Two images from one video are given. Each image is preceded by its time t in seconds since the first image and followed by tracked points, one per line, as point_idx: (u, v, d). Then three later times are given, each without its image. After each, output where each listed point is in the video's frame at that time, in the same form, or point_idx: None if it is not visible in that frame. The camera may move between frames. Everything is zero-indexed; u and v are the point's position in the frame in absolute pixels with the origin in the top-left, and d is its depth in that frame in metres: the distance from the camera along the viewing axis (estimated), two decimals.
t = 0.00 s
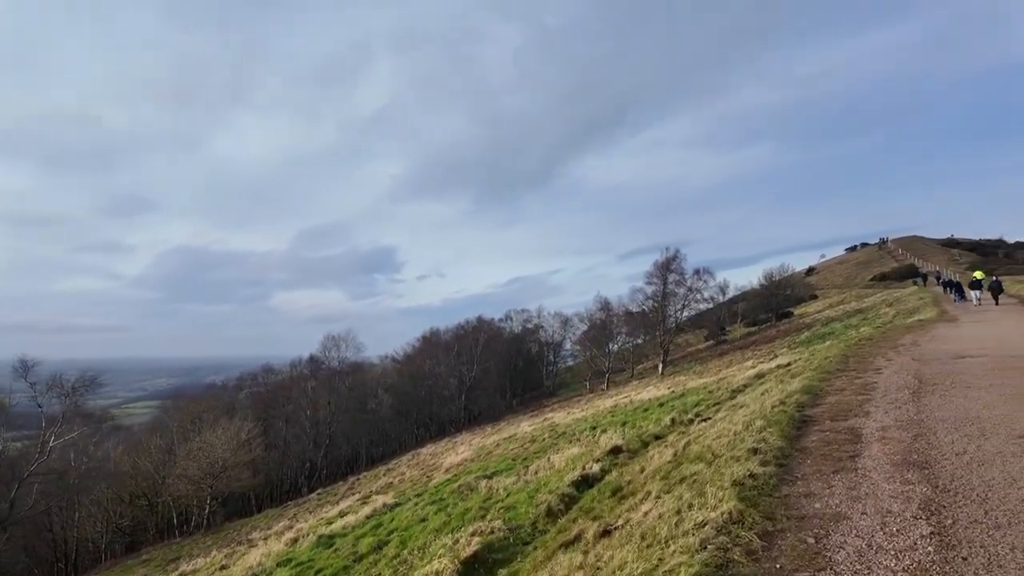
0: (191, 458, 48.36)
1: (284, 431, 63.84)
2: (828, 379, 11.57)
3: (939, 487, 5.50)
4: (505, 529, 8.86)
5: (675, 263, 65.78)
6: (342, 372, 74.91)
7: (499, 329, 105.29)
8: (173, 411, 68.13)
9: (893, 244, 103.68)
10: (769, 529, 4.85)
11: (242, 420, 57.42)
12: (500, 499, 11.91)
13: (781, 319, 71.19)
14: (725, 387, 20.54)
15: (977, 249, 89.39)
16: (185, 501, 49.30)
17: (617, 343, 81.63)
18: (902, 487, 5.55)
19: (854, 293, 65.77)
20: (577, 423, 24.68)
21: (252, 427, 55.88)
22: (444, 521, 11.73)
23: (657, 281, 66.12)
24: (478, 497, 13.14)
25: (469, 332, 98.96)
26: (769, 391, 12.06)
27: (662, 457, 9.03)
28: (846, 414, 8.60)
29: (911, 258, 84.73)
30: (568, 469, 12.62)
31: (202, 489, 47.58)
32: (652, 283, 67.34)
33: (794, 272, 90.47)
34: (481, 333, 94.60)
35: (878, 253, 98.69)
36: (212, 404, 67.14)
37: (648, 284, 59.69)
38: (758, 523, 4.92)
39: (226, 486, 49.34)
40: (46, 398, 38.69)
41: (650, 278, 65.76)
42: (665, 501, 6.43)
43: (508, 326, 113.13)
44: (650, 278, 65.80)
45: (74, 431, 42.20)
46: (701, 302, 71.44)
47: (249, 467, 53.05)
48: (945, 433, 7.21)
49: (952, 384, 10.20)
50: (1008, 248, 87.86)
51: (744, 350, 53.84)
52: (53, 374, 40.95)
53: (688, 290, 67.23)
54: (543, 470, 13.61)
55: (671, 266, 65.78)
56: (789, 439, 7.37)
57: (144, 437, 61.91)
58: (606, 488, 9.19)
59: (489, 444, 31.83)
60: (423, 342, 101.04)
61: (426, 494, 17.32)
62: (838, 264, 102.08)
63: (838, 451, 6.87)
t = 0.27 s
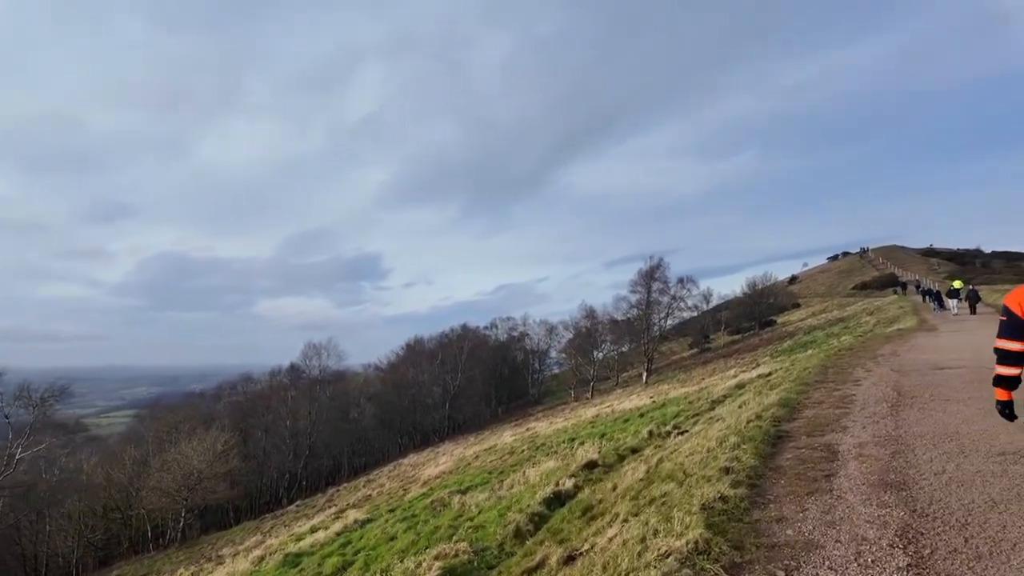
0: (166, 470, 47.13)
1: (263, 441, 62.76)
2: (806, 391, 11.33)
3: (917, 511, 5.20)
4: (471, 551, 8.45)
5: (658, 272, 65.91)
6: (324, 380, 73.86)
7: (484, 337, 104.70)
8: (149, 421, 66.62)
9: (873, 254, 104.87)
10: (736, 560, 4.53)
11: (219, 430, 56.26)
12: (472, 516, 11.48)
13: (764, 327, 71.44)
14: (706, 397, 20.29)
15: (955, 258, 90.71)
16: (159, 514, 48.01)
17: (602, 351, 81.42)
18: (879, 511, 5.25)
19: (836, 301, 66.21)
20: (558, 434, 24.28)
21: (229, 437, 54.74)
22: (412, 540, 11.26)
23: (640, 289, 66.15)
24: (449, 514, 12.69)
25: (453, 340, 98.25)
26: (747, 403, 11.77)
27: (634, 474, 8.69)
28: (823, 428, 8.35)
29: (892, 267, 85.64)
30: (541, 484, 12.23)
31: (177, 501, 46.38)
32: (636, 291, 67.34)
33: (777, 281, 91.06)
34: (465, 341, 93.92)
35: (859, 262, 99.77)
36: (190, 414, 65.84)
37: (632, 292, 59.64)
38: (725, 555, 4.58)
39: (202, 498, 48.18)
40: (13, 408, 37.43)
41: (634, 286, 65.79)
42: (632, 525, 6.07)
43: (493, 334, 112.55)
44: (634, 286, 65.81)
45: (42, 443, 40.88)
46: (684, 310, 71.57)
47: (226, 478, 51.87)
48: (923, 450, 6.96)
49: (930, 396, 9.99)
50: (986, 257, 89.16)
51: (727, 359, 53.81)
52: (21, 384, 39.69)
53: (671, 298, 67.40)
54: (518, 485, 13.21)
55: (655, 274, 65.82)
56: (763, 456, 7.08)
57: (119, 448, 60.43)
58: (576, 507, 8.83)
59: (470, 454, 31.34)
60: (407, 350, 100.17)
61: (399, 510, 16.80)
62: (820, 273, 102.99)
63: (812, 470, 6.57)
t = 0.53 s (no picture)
0: (144, 477, 46.09)
1: (245, 448, 61.99)
2: (792, 398, 11.05)
3: (909, 528, 4.88)
4: (443, 568, 8.06)
5: (646, 277, 65.96)
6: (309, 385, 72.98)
7: (471, 342, 104.19)
8: (130, 427, 65.41)
9: (859, 259, 105.75)
10: None
11: (200, 437, 55.24)
12: (447, 529, 11.09)
13: (751, 332, 71.62)
14: (692, 403, 20.00)
15: (939, 264, 91.63)
16: (136, 523, 46.87)
17: (589, 356, 81.27)
18: (868, 529, 4.93)
19: (822, 307, 66.51)
20: (542, 441, 23.92)
21: (210, 444, 53.76)
22: (386, 554, 10.83)
23: (628, 294, 66.12)
24: (426, 525, 12.28)
25: (441, 344, 97.59)
26: (732, 410, 11.47)
27: (614, 486, 8.33)
28: (810, 438, 8.04)
29: (877, 273, 86.23)
30: (521, 494, 11.86)
31: (156, 509, 45.36)
32: (623, 296, 67.31)
33: (764, 286, 91.43)
34: (453, 346, 93.33)
35: (845, 268, 100.51)
36: (171, 420, 64.69)
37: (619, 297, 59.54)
38: None
39: (182, 506, 47.18)
40: None
41: (621, 291, 65.70)
42: (608, 544, 5.74)
43: (481, 339, 112.01)
44: (622, 291, 65.74)
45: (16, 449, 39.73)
46: (672, 315, 71.60)
47: (206, 486, 50.93)
48: (913, 461, 6.65)
49: (918, 404, 9.71)
50: (969, 263, 90.08)
51: (714, 364, 53.77)
52: None
53: (658, 303, 67.44)
54: (498, 495, 12.82)
55: (643, 279, 65.76)
56: (747, 468, 6.74)
57: (97, 455, 59.16)
58: (554, 520, 8.46)
59: (454, 461, 30.89)
60: (394, 355, 99.45)
61: (377, 520, 16.35)
62: (806, 279, 103.65)
63: (798, 483, 6.24)
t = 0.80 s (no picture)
0: (127, 487, 45.14)
1: (231, 456, 61.22)
2: (786, 411, 10.70)
3: (916, 561, 4.50)
4: None
5: (638, 283, 65.72)
6: (297, 392, 72.13)
7: (463, 348, 103.54)
8: (114, 434, 64.34)
9: (849, 267, 106.11)
10: None
11: (184, 444, 54.30)
12: (428, 548, 10.63)
13: (743, 339, 71.54)
14: (683, 413, 19.64)
15: (928, 272, 91.96)
16: (118, 534, 45.86)
17: (581, 363, 80.85)
18: (871, 560, 4.55)
19: (813, 314, 66.49)
20: (531, 451, 23.47)
21: (195, 452, 52.84)
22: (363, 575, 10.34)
23: (619, 301, 65.84)
24: (407, 543, 11.80)
25: (432, 351, 96.89)
26: (725, 423, 11.09)
27: (601, 505, 7.92)
28: (805, 454, 7.68)
29: (867, 280, 86.48)
30: (506, 511, 11.41)
31: (139, 519, 44.39)
32: (614, 303, 67.05)
33: (755, 293, 91.50)
34: (444, 352, 92.65)
35: (835, 275, 100.80)
36: (156, 428, 63.65)
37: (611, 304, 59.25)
38: None
39: (165, 516, 46.23)
40: None
41: (613, 298, 65.44)
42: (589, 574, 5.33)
43: (473, 346, 111.39)
44: (614, 298, 65.47)
45: None
46: (663, 321, 71.40)
47: (191, 495, 50.02)
48: (914, 482, 6.29)
49: (915, 418, 9.37)
50: (957, 271, 90.57)
51: (706, 371, 53.49)
52: None
53: (650, 310, 67.24)
54: (482, 510, 12.37)
55: (634, 286, 65.57)
56: (740, 490, 6.35)
57: (80, 463, 58.04)
58: (537, 542, 8.02)
59: (442, 471, 30.35)
60: (385, 361, 98.63)
61: (358, 536, 15.82)
62: (797, 286, 103.81)
63: (795, 506, 5.86)
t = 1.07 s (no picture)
0: (114, 494, 44.41)
1: (221, 463, 60.50)
2: (780, 418, 10.39)
3: None
4: None
5: (632, 288, 65.52)
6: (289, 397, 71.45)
7: (457, 353, 103.06)
8: (102, 440, 63.47)
9: (843, 272, 106.24)
10: None
11: (173, 451, 53.58)
12: (410, 562, 10.24)
13: (737, 344, 71.37)
14: (677, 419, 19.32)
15: (921, 277, 92.17)
16: (104, 542, 45.07)
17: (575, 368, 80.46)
18: None
19: (808, 319, 66.39)
20: (522, 458, 23.11)
21: (183, 459, 52.12)
22: None
23: (614, 306, 65.62)
24: (389, 556, 11.41)
25: (426, 356, 96.38)
26: (717, 431, 10.77)
27: (585, 520, 7.57)
28: (800, 465, 7.36)
29: (861, 286, 86.55)
30: (492, 522, 11.03)
31: (126, 527, 43.64)
32: (609, 307, 66.83)
33: (749, 298, 91.43)
34: (438, 357, 92.11)
35: (829, 280, 100.86)
36: (145, 434, 62.86)
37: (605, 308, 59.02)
38: None
39: (153, 525, 45.49)
40: None
41: (607, 303, 65.22)
42: None
43: (467, 351, 110.86)
44: (608, 303, 65.25)
45: None
46: (658, 326, 71.17)
47: (178, 503, 49.30)
48: (915, 496, 5.96)
49: (913, 426, 9.07)
50: (950, 277, 90.76)
51: (700, 376, 53.24)
52: None
53: (644, 315, 67.03)
54: (467, 521, 11.99)
55: (628, 290, 65.35)
56: (732, 504, 6.01)
57: (67, 470, 57.18)
58: (520, 557, 7.66)
59: (433, 478, 29.93)
60: (379, 366, 98.03)
61: (342, 547, 15.39)
62: (792, 291, 103.86)
63: (788, 523, 5.52)
